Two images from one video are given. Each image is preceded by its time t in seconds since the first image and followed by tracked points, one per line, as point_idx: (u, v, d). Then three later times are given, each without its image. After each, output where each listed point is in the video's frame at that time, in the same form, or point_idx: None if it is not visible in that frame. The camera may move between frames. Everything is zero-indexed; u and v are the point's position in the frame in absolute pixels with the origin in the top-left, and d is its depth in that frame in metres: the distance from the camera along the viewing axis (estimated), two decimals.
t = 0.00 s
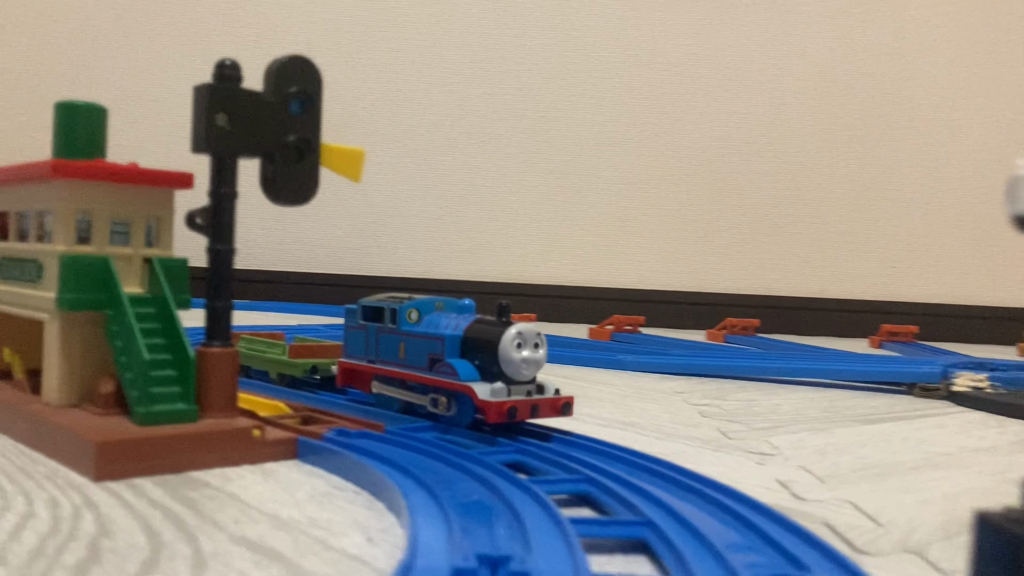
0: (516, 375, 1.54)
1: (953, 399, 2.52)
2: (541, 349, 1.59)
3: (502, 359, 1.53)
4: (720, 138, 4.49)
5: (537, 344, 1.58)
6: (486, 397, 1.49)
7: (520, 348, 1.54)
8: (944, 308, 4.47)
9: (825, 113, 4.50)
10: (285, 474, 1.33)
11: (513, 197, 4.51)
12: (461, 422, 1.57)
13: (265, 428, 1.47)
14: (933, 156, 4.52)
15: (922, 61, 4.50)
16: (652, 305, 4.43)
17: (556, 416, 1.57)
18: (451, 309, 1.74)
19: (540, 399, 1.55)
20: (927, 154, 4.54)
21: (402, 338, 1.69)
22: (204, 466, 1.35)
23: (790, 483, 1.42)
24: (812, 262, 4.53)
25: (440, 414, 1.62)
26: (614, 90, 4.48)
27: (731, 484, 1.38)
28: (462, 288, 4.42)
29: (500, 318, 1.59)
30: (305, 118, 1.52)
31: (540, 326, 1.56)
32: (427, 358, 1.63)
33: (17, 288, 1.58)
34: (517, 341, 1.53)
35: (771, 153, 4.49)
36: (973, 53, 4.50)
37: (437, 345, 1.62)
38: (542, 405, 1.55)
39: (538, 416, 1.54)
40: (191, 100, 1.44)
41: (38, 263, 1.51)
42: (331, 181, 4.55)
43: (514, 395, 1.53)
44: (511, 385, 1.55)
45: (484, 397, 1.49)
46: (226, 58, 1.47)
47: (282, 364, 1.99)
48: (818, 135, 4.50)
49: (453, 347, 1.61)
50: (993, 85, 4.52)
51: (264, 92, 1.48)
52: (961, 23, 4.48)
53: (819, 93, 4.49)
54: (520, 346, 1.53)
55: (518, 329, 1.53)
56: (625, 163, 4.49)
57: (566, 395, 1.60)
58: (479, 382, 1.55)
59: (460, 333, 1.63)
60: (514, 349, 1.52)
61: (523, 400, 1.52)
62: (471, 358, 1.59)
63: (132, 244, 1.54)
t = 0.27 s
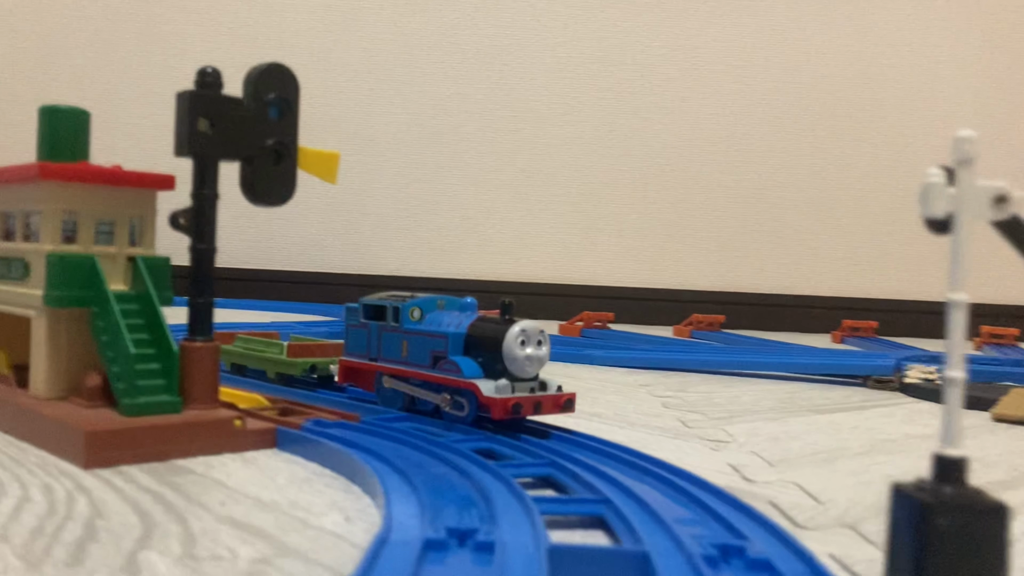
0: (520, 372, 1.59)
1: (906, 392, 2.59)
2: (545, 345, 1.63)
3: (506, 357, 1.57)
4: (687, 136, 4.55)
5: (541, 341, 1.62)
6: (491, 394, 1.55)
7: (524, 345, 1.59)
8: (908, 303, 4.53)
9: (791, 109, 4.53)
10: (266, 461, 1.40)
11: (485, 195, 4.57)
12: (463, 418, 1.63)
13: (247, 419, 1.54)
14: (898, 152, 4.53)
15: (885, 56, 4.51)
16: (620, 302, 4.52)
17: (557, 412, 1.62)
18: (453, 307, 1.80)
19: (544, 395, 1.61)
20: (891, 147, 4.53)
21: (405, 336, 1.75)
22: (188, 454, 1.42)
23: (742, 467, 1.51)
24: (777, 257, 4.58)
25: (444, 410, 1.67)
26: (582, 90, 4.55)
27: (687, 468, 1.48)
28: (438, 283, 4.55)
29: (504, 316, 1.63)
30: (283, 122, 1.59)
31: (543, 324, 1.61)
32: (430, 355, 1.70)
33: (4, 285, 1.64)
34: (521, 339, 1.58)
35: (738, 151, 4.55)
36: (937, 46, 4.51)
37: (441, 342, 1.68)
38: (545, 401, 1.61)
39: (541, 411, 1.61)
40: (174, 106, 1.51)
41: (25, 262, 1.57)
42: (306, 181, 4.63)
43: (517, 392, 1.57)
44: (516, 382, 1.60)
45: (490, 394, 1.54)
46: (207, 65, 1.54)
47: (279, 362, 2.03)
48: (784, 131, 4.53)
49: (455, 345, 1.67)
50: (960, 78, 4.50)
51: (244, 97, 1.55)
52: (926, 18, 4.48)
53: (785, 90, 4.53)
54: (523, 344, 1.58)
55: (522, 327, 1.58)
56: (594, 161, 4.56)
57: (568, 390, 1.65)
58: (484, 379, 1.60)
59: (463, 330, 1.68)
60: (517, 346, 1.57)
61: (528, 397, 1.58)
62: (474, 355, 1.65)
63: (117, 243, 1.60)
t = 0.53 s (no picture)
0: (536, 366, 1.66)
1: (864, 381, 2.69)
2: (561, 340, 1.71)
3: (525, 352, 1.65)
4: (658, 134, 4.61)
5: (556, 336, 1.70)
6: (511, 387, 1.60)
7: (541, 340, 1.66)
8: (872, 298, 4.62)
9: (760, 106, 4.59)
10: (252, 447, 1.47)
11: (458, 193, 4.63)
12: (479, 414, 1.67)
13: (232, 408, 1.61)
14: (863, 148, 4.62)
15: (847, 57, 4.60)
16: (591, 298, 4.60)
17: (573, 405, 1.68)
18: (465, 303, 1.84)
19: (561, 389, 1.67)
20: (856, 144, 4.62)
21: (418, 332, 1.79)
22: (177, 441, 1.48)
23: (703, 451, 1.61)
24: (745, 253, 4.65)
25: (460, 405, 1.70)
26: (552, 88, 4.60)
27: (652, 452, 1.57)
28: (412, 280, 4.61)
29: (520, 313, 1.71)
30: (267, 124, 1.66)
31: (558, 319, 1.69)
32: (445, 350, 1.74)
33: None
34: (539, 333, 1.65)
35: (707, 149, 4.62)
36: (897, 47, 4.61)
37: (457, 338, 1.72)
38: (562, 395, 1.66)
39: (558, 405, 1.66)
40: (163, 109, 1.58)
41: (16, 258, 1.63)
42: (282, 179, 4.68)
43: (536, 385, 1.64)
44: (533, 376, 1.67)
45: (509, 388, 1.59)
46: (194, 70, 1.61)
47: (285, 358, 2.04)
48: (751, 129, 4.60)
49: (472, 340, 1.72)
50: (917, 77, 4.63)
51: (229, 100, 1.62)
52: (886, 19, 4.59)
53: (751, 88, 4.60)
54: (540, 338, 1.66)
55: (539, 322, 1.66)
56: (566, 159, 4.61)
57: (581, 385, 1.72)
58: (503, 373, 1.66)
59: (478, 326, 1.73)
60: (535, 341, 1.65)
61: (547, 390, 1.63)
62: (490, 350, 1.69)
63: (105, 240, 1.66)
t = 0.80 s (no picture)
0: (547, 363, 1.65)
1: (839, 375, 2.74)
2: (570, 337, 1.70)
3: (535, 348, 1.64)
4: (638, 134, 4.66)
5: (566, 334, 1.70)
6: (522, 383, 1.60)
7: (551, 337, 1.66)
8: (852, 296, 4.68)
9: (736, 107, 4.66)
10: (245, 438, 1.52)
11: (441, 192, 4.68)
12: (490, 411, 1.67)
13: (225, 401, 1.66)
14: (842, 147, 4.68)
15: (823, 57, 4.66)
16: (574, 294, 4.64)
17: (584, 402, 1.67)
18: (473, 301, 1.84)
19: (571, 386, 1.66)
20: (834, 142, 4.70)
21: (427, 330, 1.79)
22: (171, 433, 1.53)
23: (681, 440, 1.67)
24: (727, 254, 4.74)
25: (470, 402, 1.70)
26: (534, 87, 4.64)
27: (632, 441, 1.63)
28: (396, 277, 4.65)
29: (530, 310, 1.71)
30: (257, 125, 1.71)
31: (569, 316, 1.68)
32: (454, 348, 1.74)
33: None
34: (548, 330, 1.65)
35: (685, 149, 4.68)
36: (875, 47, 4.68)
37: (466, 336, 1.72)
38: (572, 392, 1.66)
39: (569, 402, 1.65)
40: (156, 110, 1.62)
41: (11, 255, 1.67)
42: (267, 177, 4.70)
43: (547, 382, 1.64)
44: (543, 373, 1.66)
45: (520, 384, 1.59)
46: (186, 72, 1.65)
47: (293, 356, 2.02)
48: (728, 129, 4.68)
49: (482, 337, 1.72)
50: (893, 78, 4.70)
51: (221, 102, 1.67)
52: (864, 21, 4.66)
53: (731, 87, 4.66)
54: (550, 335, 1.65)
55: (549, 319, 1.65)
56: (549, 158, 4.66)
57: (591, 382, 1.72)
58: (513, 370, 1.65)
59: (488, 323, 1.73)
60: (546, 338, 1.64)
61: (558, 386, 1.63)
62: (500, 348, 1.69)
63: (99, 237, 1.70)
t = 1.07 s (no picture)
0: (547, 359, 1.66)
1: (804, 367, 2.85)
2: (571, 332, 1.70)
3: (535, 344, 1.64)
4: (615, 132, 4.70)
5: (566, 329, 1.70)
6: (520, 379, 1.62)
7: (551, 333, 1.66)
8: (825, 291, 4.75)
9: (711, 104, 4.70)
10: (234, 426, 1.60)
11: (418, 189, 4.71)
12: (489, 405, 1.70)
13: (214, 391, 1.73)
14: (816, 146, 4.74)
15: (797, 57, 4.71)
16: (549, 291, 4.68)
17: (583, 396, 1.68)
18: (478, 296, 1.87)
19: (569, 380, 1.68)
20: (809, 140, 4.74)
21: (431, 325, 1.81)
22: (163, 421, 1.60)
23: (649, 426, 1.76)
24: (702, 249, 4.77)
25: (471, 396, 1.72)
26: (511, 85, 4.66)
27: (603, 427, 1.71)
28: (375, 274, 4.67)
29: (531, 305, 1.71)
30: (244, 126, 1.78)
31: (569, 312, 1.68)
32: (455, 343, 1.76)
33: None
34: (548, 327, 1.65)
35: (660, 148, 4.71)
36: (849, 47, 4.73)
37: (468, 331, 1.74)
38: (570, 387, 1.68)
39: (567, 397, 1.67)
40: (147, 112, 1.69)
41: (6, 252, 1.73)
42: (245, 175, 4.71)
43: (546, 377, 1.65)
44: (543, 368, 1.67)
45: (519, 379, 1.61)
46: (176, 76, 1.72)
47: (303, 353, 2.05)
48: (703, 128, 4.70)
49: (483, 332, 1.73)
50: (867, 76, 4.75)
51: (209, 104, 1.74)
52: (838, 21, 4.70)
53: (707, 85, 4.70)
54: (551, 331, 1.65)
55: (550, 315, 1.65)
56: (526, 157, 4.69)
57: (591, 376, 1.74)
58: (512, 365, 1.67)
59: (489, 318, 1.74)
60: (545, 334, 1.64)
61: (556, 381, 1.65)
62: (502, 343, 1.70)
63: (91, 235, 1.77)
